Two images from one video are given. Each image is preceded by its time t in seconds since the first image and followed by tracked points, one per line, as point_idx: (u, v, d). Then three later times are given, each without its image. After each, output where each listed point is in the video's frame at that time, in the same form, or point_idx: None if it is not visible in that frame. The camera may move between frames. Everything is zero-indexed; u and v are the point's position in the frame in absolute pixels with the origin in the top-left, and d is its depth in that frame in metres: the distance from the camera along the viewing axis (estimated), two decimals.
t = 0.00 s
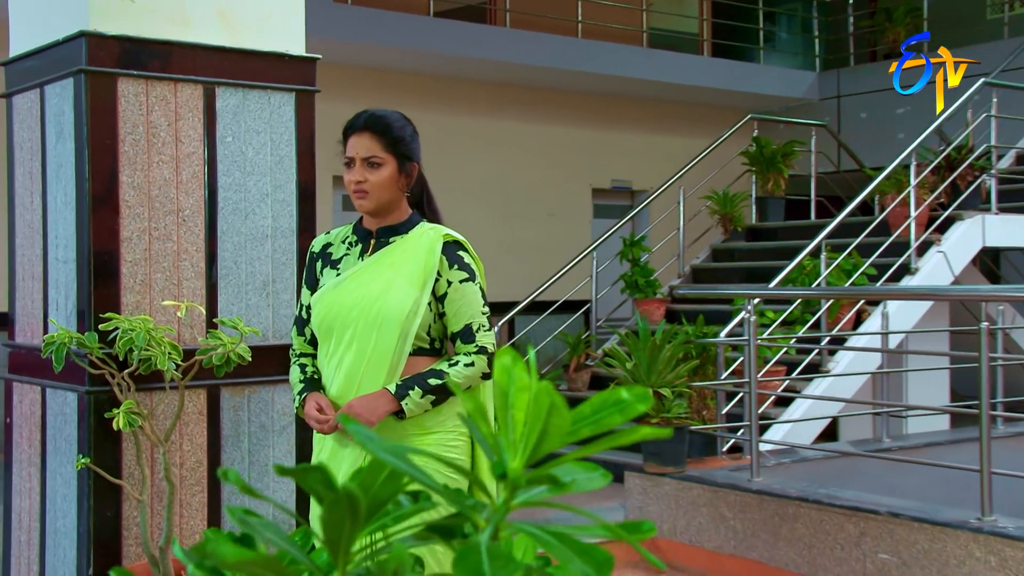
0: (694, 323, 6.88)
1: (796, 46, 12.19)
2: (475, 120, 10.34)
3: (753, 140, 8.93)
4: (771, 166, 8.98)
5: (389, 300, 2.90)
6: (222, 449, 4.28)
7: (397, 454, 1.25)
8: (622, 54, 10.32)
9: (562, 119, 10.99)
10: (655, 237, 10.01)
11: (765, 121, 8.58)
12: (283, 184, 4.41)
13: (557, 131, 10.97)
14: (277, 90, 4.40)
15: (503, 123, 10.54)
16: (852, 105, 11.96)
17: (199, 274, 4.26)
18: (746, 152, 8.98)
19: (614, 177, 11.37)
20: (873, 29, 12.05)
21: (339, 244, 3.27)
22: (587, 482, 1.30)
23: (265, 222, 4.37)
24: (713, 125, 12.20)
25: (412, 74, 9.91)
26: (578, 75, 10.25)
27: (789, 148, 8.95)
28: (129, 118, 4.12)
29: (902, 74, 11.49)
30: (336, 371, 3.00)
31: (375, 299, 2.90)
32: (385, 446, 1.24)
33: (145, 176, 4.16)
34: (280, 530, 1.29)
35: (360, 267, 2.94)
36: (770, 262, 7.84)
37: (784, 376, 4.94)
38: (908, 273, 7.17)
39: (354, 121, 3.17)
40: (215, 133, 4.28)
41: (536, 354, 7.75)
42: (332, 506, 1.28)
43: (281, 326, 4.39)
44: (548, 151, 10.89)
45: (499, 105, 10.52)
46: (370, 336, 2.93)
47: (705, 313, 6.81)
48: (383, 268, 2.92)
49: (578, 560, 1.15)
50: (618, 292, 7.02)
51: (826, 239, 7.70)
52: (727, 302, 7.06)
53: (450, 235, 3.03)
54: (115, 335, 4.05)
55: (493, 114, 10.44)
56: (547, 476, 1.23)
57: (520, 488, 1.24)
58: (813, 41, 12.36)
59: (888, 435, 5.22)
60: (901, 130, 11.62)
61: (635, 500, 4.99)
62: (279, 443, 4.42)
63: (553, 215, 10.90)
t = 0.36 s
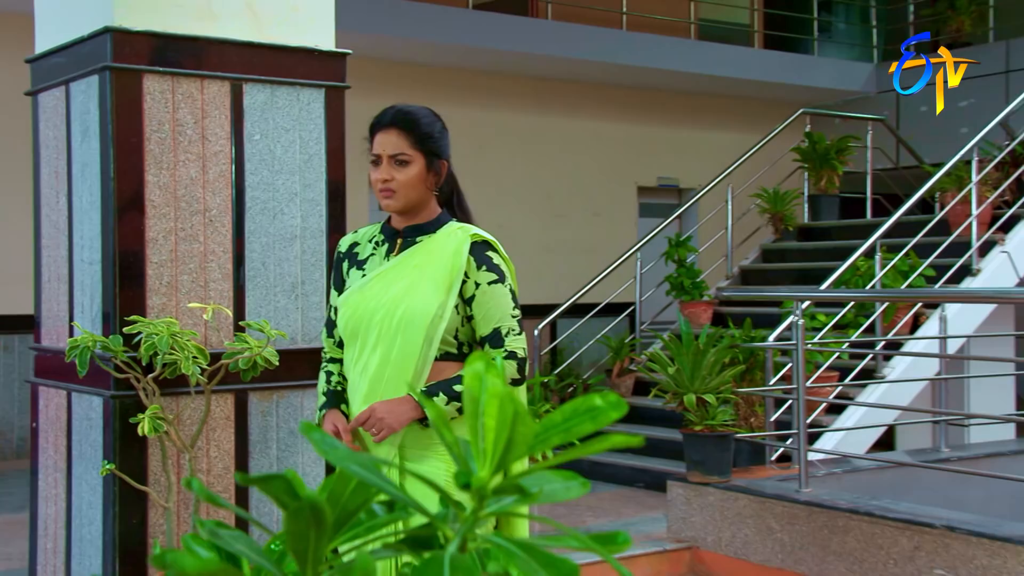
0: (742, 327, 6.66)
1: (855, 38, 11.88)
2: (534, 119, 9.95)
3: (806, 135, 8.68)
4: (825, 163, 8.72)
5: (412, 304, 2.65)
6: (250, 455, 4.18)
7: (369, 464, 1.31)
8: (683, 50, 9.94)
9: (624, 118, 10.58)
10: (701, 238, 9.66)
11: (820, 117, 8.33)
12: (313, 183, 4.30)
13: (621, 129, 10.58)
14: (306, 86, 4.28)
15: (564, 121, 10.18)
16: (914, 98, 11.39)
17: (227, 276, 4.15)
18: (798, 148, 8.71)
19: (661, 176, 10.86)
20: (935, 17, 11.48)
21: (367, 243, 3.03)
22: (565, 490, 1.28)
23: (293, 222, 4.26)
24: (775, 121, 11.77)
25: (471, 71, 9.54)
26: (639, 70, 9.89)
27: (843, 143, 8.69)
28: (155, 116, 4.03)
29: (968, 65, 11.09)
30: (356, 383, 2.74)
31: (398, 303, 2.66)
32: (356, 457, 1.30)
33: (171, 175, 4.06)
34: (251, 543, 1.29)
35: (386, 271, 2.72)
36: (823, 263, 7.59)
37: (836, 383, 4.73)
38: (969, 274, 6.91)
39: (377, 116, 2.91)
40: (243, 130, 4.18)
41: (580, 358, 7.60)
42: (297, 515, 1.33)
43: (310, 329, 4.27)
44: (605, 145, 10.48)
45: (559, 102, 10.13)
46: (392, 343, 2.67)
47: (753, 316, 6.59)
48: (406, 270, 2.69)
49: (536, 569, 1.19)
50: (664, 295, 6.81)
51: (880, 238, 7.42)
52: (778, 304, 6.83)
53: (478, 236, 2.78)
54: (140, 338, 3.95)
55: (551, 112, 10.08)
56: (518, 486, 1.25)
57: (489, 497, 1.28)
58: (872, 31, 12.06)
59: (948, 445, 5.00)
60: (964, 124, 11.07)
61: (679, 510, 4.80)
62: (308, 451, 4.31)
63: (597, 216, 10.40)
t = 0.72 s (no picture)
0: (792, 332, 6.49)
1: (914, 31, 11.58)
2: (578, 118, 9.74)
3: (862, 133, 8.48)
4: (880, 161, 8.54)
5: (446, 309, 2.52)
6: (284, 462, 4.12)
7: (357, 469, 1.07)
8: (740, 47, 9.69)
9: (677, 117, 10.33)
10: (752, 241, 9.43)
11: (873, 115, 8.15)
12: (349, 185, 4.23)
13: (671, 129, 10.32)
14: (342, 87, 4.21)
15: (615, 121, 9.97)
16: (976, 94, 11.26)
17: (262, 280, 4.09)
18: (853, 146, 8.53)
19: (709, 175, 10.55)
20: (998, 9, 11.21)
21: (403, 246, 2.92)
22: (559, 501, 1.05)
23: (329, 225, 4.19)
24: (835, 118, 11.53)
25: (512, 70, 9.35)
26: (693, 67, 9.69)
27: (900, 142, 8.48)
28: (189, 117, 3.98)
29: None
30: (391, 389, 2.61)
31: (432, 307, 2.53)
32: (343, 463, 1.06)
33: (206, 177, 4.01)
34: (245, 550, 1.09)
35: (421, 276, 2.58)
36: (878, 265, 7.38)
37: (889, 390, 4.56)
38: None
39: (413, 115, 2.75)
40: (278, 131, 4.11)
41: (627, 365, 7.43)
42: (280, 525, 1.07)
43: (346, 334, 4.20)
44: (657, 144, 10.23)
45: (610, 101, 9.94)
46: (426, 349, 2.54)
47: (804, 321, 6.41)
48: (440, 274, 2.55)
49: None
50: (712, 298, 6.66)
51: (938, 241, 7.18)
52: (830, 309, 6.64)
53: (516, 239, 2.61)
54: (173, 343, 3.90)
55: (600, 111, 9.89)
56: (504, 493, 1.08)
57: (474, 505, 1.09)
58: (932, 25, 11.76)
59: (1009, 455, 4.86)
60: None
61: (726, 521, 4.65)
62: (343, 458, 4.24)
63: (645, 217, 10.15)
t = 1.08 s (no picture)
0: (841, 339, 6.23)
1: (976, 22, 10.93)
2: (612, 115, 9.40)
3: (917, 131, 8.20)
4: (936, 160, 8.27)
5: (471, 321, 2.36)
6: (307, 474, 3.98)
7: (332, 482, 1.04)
8: (792, 42, 9.38)
9: (724, 114, 9.95)
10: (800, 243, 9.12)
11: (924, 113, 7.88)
12: (373, 187, 4.07)
13: (718, 126, 9.95)
14: (366, 84, 4.05)
15: (660, 118, 9.66)
16: None
17: (282, 285, 3.95)
18: (908, 144, 8.24)
19: (755, 175, 10.12)
20: None
21: (429, 254, 2.75)
22: (543, 511, 1.10)
23: (353, 228, 4.04)
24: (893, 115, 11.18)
25: (549, 67, 9.07)
26: (742, 62, 9.38)
27: (958, 140, 8.18)
28: (208, 116, 3.84)
29: None
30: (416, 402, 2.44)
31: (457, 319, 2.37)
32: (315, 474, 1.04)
33: (225, 179, 3.87)
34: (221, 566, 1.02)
35: (446, 287, 2.43)
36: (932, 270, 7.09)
37: (945, 402, 4.30)
38: None
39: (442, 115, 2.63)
40: (300, 131, 3.97)
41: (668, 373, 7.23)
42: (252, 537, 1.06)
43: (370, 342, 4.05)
44: (702, 144, 9.86)
45: (655, 98, 9.63)
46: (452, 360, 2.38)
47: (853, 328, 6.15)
48: (467, 283, 2.39)
49: None
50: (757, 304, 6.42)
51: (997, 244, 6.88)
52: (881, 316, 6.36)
53: (547, 245, 2.44)
54: (191, 351, 3.77)
55: (644, 109, 9.58)
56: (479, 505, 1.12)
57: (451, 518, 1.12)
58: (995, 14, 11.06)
59: None
60: None
61: (770, 538, 4.44)
62: (366, 470, 4.10)
63: (688, 219, 9.80)
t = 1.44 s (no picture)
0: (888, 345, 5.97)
1: None
2: (645, 111, 9.11)
3: (970, 125, 7.92)
4: (990, 156, 7.99)
5: (493, 327, 2.17)
6: (324, 486, 3.83)
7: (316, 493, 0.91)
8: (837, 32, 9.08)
9: (762, 109, 9.61)
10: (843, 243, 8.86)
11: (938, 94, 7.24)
12: (393, 186, 3.91)
13: (757, 121, 9.60)
14: (385, 79, 3.88)
15: (697, 114, 9.35)
16: None
17: (298, 289, 3.80)
18: (961, 138, 7.97)
19: (796, 173, 9.76)
20: None
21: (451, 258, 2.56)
22: (529, 523, 0.99)
23: (372, 229, 3.88)
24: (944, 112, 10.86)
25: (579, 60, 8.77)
26: (785, 55, 9.05)
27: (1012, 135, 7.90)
28: (221, 113, 3.69)
29: None
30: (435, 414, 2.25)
31: (478, 324, 2.19)
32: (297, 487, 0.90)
33: (239, 179, 3.72)
34: None
35: (465, 290, 2.24)
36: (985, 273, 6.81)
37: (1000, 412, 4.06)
38: None
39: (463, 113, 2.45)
40: (317, 128, 3.81)
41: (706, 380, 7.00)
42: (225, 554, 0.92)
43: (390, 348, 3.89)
44: (738, 143, 9.52)
45: (691, 94, 9.32)
46: (473, 369, 2.19)
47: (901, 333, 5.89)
48: (489, 288, 2.20)
49: None
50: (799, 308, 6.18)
51: None
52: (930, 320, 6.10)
53: (573, 249, 2.25)
54: (203, 357, 3.62)
55: (678, 106, 9.27)
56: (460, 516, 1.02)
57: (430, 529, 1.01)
58: None
59: None
60: None
61: (811, 555, 4.22)
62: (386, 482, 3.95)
63: (726, 219, 9.48)
